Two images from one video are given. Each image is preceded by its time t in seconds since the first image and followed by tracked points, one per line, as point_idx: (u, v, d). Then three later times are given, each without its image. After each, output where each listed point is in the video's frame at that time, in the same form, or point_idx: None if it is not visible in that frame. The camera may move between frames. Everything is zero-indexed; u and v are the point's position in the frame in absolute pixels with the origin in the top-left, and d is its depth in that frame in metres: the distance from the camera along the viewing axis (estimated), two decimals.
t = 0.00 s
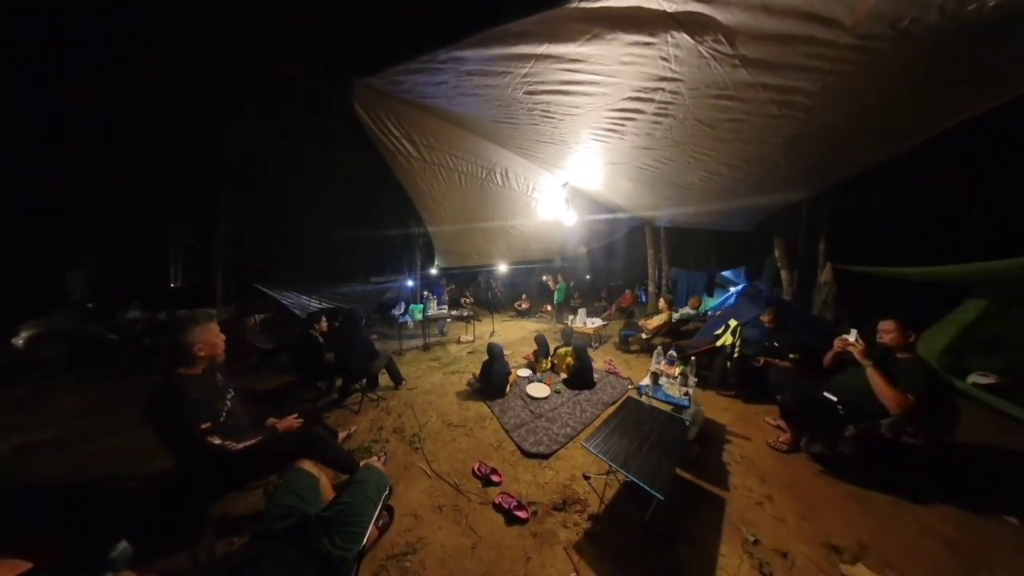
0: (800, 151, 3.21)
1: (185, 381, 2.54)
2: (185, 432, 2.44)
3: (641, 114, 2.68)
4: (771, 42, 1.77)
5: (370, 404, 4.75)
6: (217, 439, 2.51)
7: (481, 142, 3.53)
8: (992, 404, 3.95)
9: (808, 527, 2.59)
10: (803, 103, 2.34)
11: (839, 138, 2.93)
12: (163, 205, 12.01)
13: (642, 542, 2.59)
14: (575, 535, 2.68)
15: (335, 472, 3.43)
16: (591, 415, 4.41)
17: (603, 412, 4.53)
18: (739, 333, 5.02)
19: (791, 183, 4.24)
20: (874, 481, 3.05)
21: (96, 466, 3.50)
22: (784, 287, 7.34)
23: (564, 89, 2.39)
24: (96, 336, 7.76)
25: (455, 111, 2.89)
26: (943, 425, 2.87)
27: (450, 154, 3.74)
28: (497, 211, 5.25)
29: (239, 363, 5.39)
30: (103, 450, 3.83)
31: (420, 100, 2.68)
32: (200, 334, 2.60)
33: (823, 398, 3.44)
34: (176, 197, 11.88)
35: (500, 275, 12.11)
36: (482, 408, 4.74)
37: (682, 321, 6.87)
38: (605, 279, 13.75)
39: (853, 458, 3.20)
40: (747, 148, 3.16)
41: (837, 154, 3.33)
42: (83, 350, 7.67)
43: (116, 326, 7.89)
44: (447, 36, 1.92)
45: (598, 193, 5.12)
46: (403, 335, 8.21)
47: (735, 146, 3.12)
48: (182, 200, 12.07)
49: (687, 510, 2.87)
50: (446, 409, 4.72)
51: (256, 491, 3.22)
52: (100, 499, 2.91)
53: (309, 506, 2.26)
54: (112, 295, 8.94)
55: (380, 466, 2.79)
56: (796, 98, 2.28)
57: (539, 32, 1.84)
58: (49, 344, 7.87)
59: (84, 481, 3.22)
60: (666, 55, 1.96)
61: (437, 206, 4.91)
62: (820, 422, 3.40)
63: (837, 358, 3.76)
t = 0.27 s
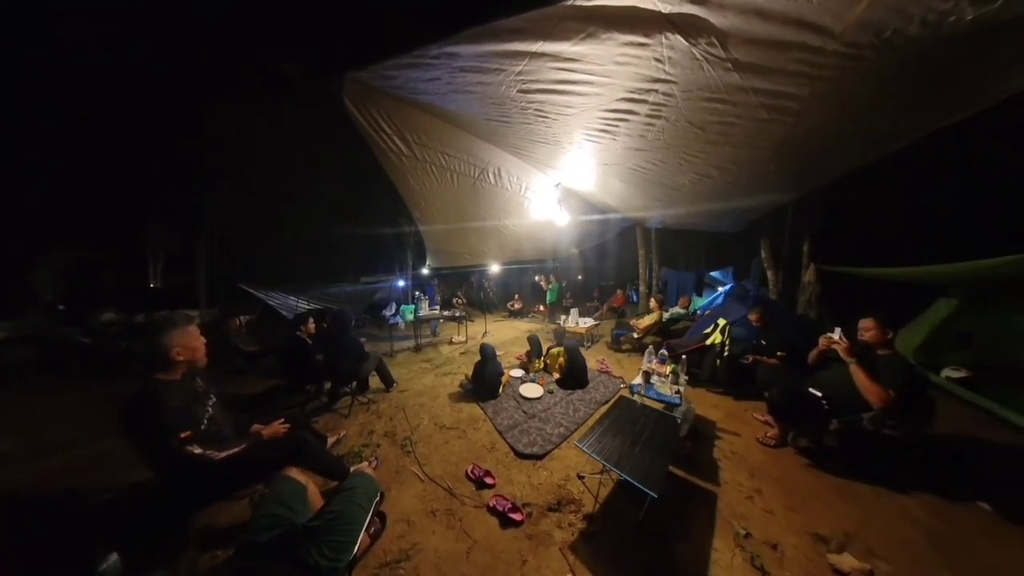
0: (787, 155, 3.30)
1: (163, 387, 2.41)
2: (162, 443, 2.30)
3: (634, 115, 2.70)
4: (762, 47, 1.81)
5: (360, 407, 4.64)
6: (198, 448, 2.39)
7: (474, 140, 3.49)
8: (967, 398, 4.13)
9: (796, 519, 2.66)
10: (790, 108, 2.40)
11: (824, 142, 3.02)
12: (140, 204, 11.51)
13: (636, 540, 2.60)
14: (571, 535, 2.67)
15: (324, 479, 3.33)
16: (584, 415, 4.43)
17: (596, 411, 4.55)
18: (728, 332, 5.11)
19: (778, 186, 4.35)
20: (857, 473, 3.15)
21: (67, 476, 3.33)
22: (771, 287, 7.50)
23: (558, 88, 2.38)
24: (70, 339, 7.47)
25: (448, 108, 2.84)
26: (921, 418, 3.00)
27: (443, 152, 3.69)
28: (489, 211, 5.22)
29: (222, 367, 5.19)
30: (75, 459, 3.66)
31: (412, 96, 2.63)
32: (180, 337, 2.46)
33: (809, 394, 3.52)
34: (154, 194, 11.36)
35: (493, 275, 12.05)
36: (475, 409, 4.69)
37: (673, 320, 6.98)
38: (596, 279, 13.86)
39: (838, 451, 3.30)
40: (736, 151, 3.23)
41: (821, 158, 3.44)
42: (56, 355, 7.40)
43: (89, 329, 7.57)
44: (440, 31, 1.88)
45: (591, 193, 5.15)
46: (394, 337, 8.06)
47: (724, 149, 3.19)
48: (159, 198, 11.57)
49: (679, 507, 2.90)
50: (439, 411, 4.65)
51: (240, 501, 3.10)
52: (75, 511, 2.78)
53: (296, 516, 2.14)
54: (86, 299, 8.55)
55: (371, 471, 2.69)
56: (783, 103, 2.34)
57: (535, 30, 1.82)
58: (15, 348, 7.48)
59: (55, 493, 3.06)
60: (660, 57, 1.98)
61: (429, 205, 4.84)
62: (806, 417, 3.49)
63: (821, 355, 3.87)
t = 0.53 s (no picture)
0: (771, 159, 3.40)
1: (140, 393, 2.31)
2: (142, 451, 2.20)
3: (626, 118, 2.74)
4: (749, 54, 1.86)
5: (350, 410, 4.55)
6: (181, 456, 2.29)
7: (466, 139, 3.47)
8: (945, 393, 4.14)
9: (782, 511, 2.74)
10: (775, 114, 2.48)
11: (805, 148, 3.14)
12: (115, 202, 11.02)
13: (629, 536, 2.63)
14: (565, 533, 2.68)
15: (313, 484, 3.25)
16: (577, 414, 4.46)
17: (588, 410, 4.59)
18: (716, 330, 5.23)
19: (763, 189, 4.48)
20: (838, 465, 3.28)
21: (40, 486, 3.19)
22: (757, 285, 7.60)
23: (551, 89, 2.39)
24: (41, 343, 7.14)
25: (440, 107, 2.82)
26: (897, 412, 3.14)
27: (435, 151, 3.66)
28: (481, 211, 5.20)
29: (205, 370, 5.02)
30: (47, 468, 3.49)
31: (404, 93, 2.60)
32: (158, 340, 2.35)
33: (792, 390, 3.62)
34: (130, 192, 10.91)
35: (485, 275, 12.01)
36: (467, 410, 4.66)
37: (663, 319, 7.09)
38: (588, 279, 13.98)
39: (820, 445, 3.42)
40: (724, 155, 3.31)
41: (804, 163, 3.56)
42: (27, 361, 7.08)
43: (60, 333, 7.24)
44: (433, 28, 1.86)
45: (582, 194, 5.20)
46: (385, 338, 7.95)
47: (712, 152, 3.27)
48: (137, 196, 11.11)
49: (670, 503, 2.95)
50: (431, 412, 4.60)
51: (226, 509, 3.00)
52: (48, 522, 2.66)
53: (286, 523, 2.05)
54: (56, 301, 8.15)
55: (362, 477, 2.72)
56: (768, 109, 2.42)
57: (529, 30, 1.83)
58: None
59: (26, 504, 2.91)
60: (651, 61, 2.01)
61: (420, 204, 4.79)
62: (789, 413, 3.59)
63: (805, 352, 4.00)
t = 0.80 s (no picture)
0: (756, 165, 3.54)
1: (120, 401, 2.21)
2: (125, 461, 2.12)
3: (619, 122, 2.80)
4: (737, 65, 1.94)
5: (341, 414, 4.47)
6: (166, 465, 2.20)
7: (461, 139, 3.47)
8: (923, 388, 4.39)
9: (769, 501, 2.86)
10: (759, 123, 2.59)
11: (788, 156, 3.27)
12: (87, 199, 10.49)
13: (624, 530, 2.69)
14: (561, 531, 2.71)
15: (305, 490, 3.17)
16: (570, 413, 4.51)
17: (581, 409, 4.65)
18: (704, 329, 5.39)
19: (748, 193, 4.64)
20: (820, 455, 3.43)
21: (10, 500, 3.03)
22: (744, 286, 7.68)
23: (546, 92, 2.42)
24: (6, 349, 6.77)
25: (434, 106, 2.81)
26: (874, 405, 3.31)
27: (428, 150, 3.64)
28: (474, 211, 5.20)
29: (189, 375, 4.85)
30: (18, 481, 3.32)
31: (398, 91, 2.57)
32: (139, 345, 2.26)
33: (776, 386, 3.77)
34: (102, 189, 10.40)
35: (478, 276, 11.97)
36: (461, 411, 4.64)
37: (653, 318, 7.24)
38: (580, 280, 14.12)
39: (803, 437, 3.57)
40: (712, 160, 3.42)
41: (787, 170, 3.71)
42: None
43: (27, 337, 6.86)
44: (430, 29, 1.86)
45: (575, 196, 5.26)
46: (376, 340, 7.83)
47: (701, 158, 3.37)
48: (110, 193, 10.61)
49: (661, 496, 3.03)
50: (425, 414, 4.56)
51: (214, 519, 2.90)
52: (21, 538, 2.52)
53: (278, 532, 2.06)
54: (21, 303, 7.70)
55: (357, 481, 2.64)
56: (754, 117, 2.51)
57: (526, 34, 1.84)
58: None
59: None
60: (644, 68, 2.06)
61: (413, 203, 4.75)
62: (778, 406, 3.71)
63: (789, 350, 4.12)
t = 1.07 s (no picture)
0: (740, 172, 3.71)
1: (106, 407, 2.15)
2: (114, 468, 2.07)
3: (611, 129, 2.89)
4: (722, 81, 2.05)
5: (335, 416, 4.42)
6: (155, 475, 2.15)
7: (456, 141, 3.50)
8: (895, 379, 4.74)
9: (753, 489, 3.01)
10: (743, 133, 2.73)
11: (769, 164, 3.45)
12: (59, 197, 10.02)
13: (618, 521, 2.79)
14: (557, 524, 2.78)
15: (300, 494, 3.14)
16: (564, 410, 4.60)
17: (574, 406, 4.75)
18: (692, 328, 5.59)
19: (734, 197, 4.82)
20: (800, 444, 3.62)
21: None
22: (730, 284, 7.94)
23: (542, 98, 2.49)
24: None
25: (431, 108, 2.83)
26: (849, 397, 3.51)
27: (424, 151, 3.65)
28: (468, 212, 5.23)
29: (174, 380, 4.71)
30: None
31: (395, 92, 2.59)
32: (122, 349, 2.17)
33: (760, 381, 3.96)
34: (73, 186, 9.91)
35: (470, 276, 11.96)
36: (456, 411, 4.67)
37: (643, 318, 7.41)
38: (572, 280, 14.28)
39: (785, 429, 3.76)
40: (699, 167, 3.57)
41: (769, 177, 3.90)
42: None
43: None
44: (431, 35, 1.90)
45: (567, 198, 5.35)
46: (369, 341, 7.74)
47: (689, 164, 3.51)
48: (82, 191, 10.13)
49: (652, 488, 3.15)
50: (420, 415, 4.56)
51: (205, 526, 2.84)
52: None
53: (275, 536, 2.02)
54: None
55: (354, 482, 2.66)
56: (738, 129, 2.65)
57: (524, 43, 1.90)
58: None
59: None
60: (636, 80, 2.16)
61: (407, 203, 4.74)
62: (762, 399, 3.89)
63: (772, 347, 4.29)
